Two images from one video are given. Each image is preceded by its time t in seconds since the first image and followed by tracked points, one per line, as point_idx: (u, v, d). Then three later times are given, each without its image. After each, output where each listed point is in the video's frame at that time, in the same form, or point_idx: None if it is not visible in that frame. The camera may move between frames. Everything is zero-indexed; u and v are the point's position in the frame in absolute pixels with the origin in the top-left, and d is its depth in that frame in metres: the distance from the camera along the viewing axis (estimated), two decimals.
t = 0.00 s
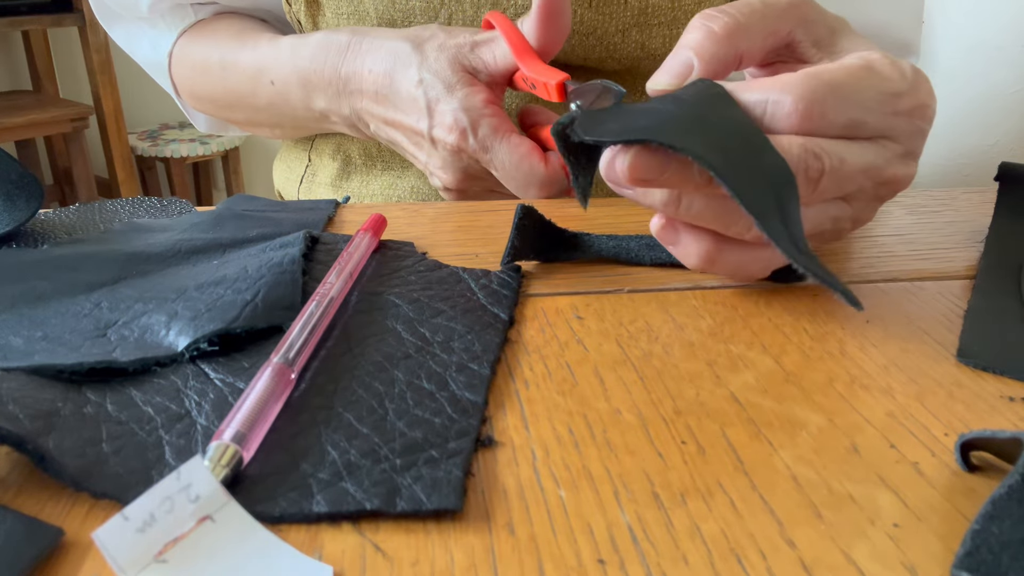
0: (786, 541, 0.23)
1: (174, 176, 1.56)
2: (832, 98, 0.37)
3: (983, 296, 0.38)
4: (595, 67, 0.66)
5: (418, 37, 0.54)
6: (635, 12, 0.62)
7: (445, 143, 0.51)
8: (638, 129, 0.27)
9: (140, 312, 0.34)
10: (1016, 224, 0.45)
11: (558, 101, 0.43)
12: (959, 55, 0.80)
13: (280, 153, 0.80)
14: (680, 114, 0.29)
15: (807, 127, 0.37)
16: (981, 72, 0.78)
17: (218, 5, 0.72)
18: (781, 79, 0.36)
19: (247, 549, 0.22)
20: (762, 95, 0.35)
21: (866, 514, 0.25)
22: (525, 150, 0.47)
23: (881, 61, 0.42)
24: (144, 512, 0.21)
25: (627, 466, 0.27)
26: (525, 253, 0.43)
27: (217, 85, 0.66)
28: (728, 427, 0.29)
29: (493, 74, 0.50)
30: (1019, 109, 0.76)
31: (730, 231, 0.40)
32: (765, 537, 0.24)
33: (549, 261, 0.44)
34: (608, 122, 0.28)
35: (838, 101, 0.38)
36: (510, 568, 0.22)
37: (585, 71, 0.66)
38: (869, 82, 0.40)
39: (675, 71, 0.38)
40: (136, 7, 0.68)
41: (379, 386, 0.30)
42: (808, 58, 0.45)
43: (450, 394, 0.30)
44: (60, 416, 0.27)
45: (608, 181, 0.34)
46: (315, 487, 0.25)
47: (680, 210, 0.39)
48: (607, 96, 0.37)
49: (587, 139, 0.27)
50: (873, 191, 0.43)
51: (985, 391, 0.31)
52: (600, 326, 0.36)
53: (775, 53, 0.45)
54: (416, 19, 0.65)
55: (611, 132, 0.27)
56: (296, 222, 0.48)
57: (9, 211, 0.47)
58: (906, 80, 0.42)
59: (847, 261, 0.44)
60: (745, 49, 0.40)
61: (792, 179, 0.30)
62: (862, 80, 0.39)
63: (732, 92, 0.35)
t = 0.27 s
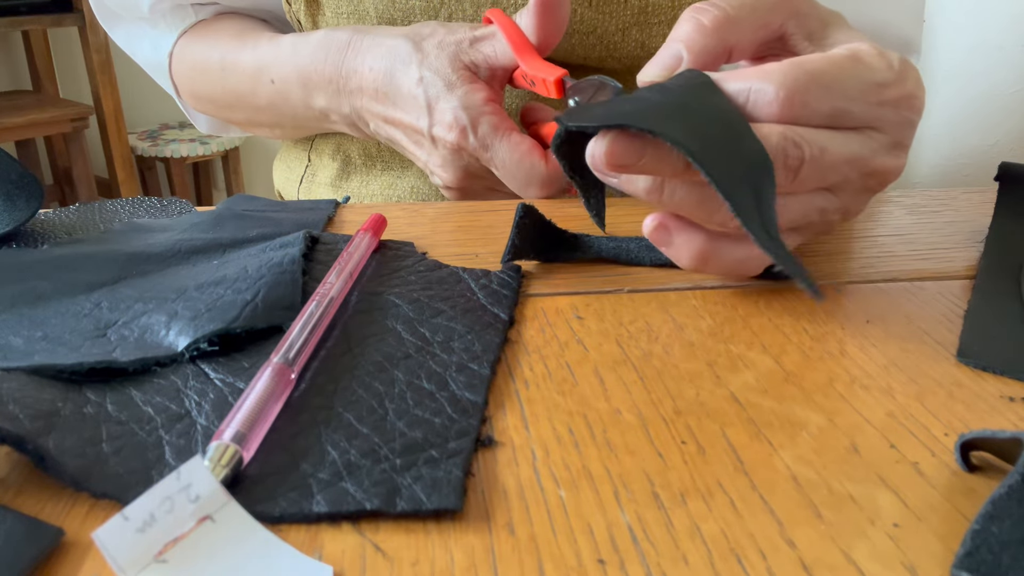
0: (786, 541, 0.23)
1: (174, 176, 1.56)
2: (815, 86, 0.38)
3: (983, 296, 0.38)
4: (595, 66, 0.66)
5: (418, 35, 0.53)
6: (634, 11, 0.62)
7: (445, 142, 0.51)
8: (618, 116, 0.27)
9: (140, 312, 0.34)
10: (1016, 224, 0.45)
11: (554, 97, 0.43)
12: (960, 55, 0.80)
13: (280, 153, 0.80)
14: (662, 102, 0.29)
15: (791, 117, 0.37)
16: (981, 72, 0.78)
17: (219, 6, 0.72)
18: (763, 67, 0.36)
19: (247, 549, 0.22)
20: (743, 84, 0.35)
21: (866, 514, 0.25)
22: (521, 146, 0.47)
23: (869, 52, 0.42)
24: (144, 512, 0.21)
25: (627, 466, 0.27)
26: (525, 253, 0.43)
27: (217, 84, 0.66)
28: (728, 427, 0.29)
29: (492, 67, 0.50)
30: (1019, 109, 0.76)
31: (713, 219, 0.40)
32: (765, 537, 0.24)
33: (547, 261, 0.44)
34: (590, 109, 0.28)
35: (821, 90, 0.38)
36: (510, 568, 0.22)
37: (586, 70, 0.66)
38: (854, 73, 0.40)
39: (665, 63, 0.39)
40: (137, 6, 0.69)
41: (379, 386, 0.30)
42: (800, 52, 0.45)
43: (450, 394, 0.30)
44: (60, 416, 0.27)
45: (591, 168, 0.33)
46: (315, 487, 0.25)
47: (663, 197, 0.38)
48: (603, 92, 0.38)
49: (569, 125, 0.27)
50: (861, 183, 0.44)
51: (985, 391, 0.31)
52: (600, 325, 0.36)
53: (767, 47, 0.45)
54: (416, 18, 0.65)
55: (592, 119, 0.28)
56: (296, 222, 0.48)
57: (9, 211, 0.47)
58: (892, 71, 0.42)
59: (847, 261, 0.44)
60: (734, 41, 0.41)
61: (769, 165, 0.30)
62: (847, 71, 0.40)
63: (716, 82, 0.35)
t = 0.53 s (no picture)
0: (786, 540, 0.23)
1: (174, 176, 1.56)
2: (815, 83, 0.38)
3: (983, 296, 0.38)
4: (595, 66, 0.66)
5: (423, 32, 0.54)
6: (634, 10, 0.62)
7: (447, 138, 0.51)
8: (622, 110, 0.28)
9: (140, 312, 0.34)
10: (1016, 224, 0.45)
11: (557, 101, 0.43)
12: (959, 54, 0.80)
13: (280, 153, 0.80)
14: (666, 98, 0.29)
15: (789, 115, 0.37)
16: (981, 72, 0.78)
17: (219, 5, 0.72)
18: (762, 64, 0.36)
19: (247, 549, 0.22)
20: (742, 81, 0.35)
21: (866, 514, 0.25)
22: (521, 140, 0.47)
23: (867, 50, 0.42)
24: (144, 511, 0.21)
25: (627, 466, 0.27)
26: (524, 252, 0.43)
27: (220, 83, 0.66)
28: (728, 427, 0.29)
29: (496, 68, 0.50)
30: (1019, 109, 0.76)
31: (710, 216, 0.39)
32: (765, 537, 0.24)
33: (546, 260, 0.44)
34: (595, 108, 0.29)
35: (820, 89, 0.38)
36: (510, 568, 0.22)
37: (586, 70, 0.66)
38: (853, 71, 0.40)
39: (663, 60, 0.39)
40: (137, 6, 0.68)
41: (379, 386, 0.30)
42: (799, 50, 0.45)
43: (450, 394, 0.30)
44: (61, 416, 0.27)
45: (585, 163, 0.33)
46: (315, 487, 0.25)
47: (659, 193, 0.38)
48: (603, 97, 0.38)
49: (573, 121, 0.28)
50: (859, 183, 0.44)
51: (985, 391, 0.31)
52: (600, 326, 0.36)
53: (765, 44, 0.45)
54: (416, 16, 0.65)
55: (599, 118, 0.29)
56: (296, 222, 0.48)
57: (9, 211, 0.47)
58: (891, 69, 0.42)
59: (847, 261, 0.44)
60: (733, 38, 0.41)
61: (776, 160, 0.31)
62: (846, 69, 0.40)
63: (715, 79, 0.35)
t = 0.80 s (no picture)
0: (786, 541, 0.23)
1: (174, 176, 1.56)
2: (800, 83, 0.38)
3: (984, 297, 0.38)
4: (595, 66, 0.66)
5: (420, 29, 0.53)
6: (635, 10, 0.62)
7: (444, 136, 0.51)
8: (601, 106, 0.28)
9: (140, 312, 0.34)
10: (1016, 224, 0.45)
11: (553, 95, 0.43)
12: (960, 54, 0.80)
13: (280, 153, 0.80)
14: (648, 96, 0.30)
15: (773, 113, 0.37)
16: (981, 72, 0.78)
17: (221, 5, 0.72)
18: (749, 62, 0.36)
19: (247, 550, 0.22)
20: (727, 80, 0.35)
21: (866, 514, 0.25)
22: (517, 135, 0.47)
23: (856, 49, 0.42)
24: (144, 512, 0.21)
25: (627, 466, 0.27)
26: (524, 252, 0.43)
27: (220, 83, 0.66)
28: (728, 427, 0.29)
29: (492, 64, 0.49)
30: (1019, 109, 0.76)
31: (694, 212, 0.40)
32: (765, 537, 0.24)
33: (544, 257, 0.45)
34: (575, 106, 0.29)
35: (805, 87, 0.38)
36: (510, 568, 0.22)
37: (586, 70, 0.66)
38: (839, 71, 0.40)
39: (655, 59, 0.39)
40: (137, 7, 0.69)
41: (379, 386, 0.30)
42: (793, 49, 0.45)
43: (450, 394, 0.30)
44: (61, 415, 0.27)
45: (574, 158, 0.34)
46: (315, 487, 0.25)
47: (644, 189, 0.38)
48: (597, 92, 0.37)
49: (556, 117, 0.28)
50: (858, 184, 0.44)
51: (985, 391, 0.31)
52: (600, 326, 0.36)
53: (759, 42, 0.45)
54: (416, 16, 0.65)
55: (577, 110, 0.28)
56: (296, 222, 0.48)
57: (9, 211, 0.47)
58: (878, 69, 0.42)
59: (847, 261, 0.44)
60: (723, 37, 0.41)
61: (753, 162, 0.30)
62: (832, 69, 0.40)
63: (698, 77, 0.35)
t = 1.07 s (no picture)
0: (786, 540, 0.23)
1: (174, 176, 1.56)
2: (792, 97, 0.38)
3: (984, 297, 0.38)
4: (595, 67, 0.66)
5: (427, 32, 0.53)
6: (635, 11, 0.62)
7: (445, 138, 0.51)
8: (589, 132, 0.29)
9: (141, 312, 0.34)
10: (1016, 224, 0.45)
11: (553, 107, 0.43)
12: (960, 54, 0.80)
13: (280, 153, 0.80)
14: (637, 115, 0.30)
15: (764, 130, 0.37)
16: (981, 72, 0.78)
17: (225, 7, 0.72)
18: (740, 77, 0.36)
19: (247, 550, 0.22)
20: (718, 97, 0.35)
21: (866, 514, 0.25)
22: (515, 133, 0.47)
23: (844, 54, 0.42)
24: (145, 512, 0.21)
25: (627, 465, 0.27)
26: (518, 238, 0.45)
27: (225, 86, 0.66)
28: (728, 427, 0.29)
29: (498, 76, 0.50)
30: (1019, 109, 0.76)
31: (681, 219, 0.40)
32: (765, 536, 0.24)
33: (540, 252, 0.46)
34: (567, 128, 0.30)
35: (797, 101, 0.38)
36: (510, 568, 0.22)
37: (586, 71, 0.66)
38: (832, 79, 0.40)
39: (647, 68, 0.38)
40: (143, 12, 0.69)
41: (378, 386, 0.30)
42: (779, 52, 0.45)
43: (450, 394, 0.30)
44: (61, 415, 0.27)
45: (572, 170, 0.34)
46: (315, 487, 0.25)
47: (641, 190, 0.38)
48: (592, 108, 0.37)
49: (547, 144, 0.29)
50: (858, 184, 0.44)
51: (985, 392, 0.31)
52: (600, 326, 0.36)
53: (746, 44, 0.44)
54: (416, 17, 0.65)
55: (567, 134, 0.29)
56: (296, 222, 0.48)
57: (10, 211, 0.47)
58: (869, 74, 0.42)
59: (847, 261, 0.44)
60: (719, 27, 0.39)
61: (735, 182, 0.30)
62: (822, 76, 0.39)
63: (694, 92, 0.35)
